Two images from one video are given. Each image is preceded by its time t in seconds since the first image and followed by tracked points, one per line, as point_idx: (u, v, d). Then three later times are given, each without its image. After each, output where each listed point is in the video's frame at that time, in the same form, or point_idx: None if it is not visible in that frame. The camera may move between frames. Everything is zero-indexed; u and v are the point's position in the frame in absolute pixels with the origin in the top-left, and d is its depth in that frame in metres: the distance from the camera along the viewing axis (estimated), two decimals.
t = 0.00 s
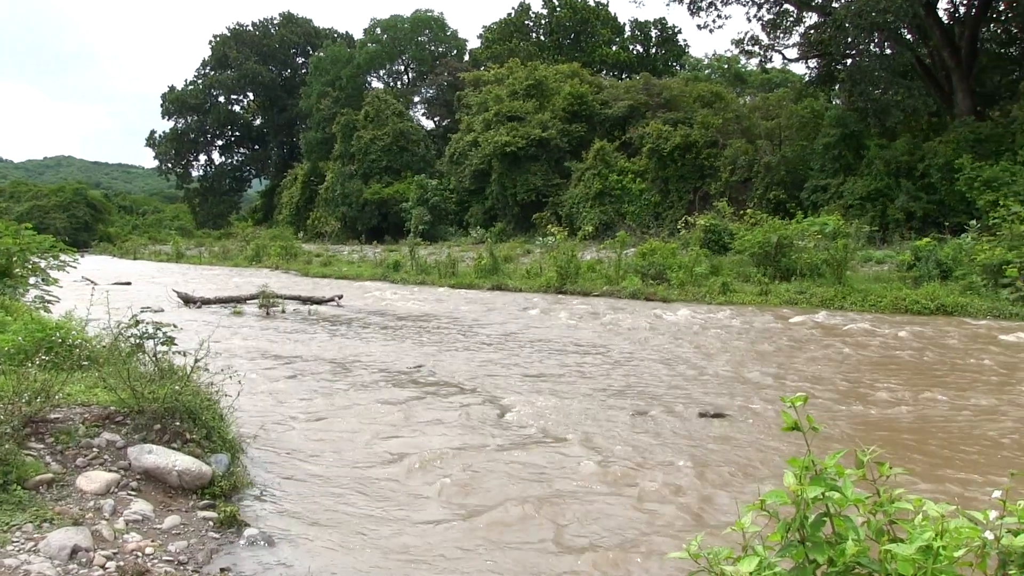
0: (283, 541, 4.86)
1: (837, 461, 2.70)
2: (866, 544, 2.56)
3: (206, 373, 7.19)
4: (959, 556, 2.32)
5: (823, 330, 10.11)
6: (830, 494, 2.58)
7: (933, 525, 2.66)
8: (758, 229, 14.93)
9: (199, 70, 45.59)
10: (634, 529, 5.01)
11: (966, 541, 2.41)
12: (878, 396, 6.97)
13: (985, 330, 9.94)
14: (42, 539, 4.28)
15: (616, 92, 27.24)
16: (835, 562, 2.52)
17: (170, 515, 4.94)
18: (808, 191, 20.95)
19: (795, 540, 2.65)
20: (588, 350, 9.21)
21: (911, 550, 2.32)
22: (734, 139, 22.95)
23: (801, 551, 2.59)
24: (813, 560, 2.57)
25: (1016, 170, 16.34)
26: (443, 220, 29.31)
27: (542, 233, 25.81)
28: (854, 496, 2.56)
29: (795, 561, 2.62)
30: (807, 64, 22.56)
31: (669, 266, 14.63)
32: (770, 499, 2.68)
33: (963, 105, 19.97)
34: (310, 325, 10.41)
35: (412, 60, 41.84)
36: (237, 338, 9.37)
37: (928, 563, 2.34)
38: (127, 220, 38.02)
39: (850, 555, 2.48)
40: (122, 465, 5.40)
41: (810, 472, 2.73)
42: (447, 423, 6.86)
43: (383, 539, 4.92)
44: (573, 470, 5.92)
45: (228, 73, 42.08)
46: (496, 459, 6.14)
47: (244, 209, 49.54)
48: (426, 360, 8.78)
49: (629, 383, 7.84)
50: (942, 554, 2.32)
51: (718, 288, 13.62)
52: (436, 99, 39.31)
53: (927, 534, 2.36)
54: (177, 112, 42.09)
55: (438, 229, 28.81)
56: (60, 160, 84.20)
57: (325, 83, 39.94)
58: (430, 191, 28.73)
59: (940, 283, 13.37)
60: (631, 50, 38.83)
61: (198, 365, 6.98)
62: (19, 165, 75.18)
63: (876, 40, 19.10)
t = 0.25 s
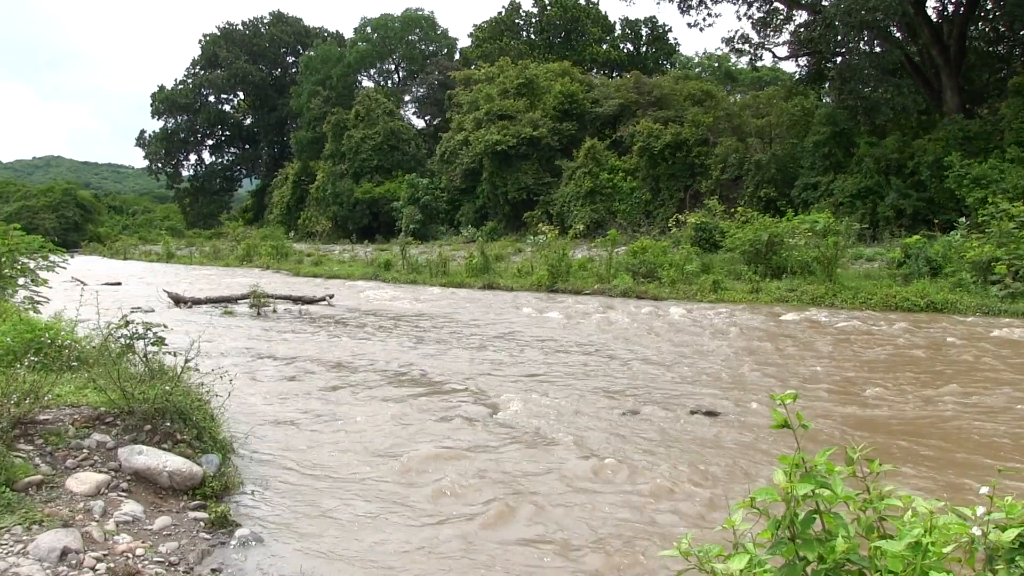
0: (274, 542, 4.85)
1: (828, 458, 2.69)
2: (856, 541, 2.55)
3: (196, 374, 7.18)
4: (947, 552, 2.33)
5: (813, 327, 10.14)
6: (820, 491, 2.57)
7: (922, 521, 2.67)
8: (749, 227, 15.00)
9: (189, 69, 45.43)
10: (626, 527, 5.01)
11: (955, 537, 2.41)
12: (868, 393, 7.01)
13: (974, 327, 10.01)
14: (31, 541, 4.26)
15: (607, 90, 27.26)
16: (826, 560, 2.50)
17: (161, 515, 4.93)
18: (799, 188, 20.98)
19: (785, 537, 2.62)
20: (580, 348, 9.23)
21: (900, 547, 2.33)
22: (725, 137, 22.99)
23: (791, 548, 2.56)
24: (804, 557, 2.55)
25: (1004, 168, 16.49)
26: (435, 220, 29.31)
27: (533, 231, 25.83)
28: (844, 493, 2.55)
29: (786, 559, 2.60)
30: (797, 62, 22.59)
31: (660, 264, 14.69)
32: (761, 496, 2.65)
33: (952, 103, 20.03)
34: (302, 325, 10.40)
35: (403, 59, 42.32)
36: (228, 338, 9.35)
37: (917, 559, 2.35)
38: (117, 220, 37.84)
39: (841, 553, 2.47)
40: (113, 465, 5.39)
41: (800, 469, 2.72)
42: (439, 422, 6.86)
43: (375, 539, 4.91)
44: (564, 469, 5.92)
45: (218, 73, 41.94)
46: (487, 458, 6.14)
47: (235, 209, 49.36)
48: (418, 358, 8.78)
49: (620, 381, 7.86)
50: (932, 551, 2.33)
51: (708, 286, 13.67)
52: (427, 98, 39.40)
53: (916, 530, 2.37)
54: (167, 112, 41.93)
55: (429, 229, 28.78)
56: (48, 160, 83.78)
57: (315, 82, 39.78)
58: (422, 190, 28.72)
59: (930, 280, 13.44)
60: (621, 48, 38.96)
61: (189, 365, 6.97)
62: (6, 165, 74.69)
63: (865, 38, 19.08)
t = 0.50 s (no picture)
0: (264, 542, 4.84)
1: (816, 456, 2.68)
2: (844, 538, 2.55)
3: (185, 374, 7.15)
4: (934, 549, 2.35)
5: (802, 325, 10.17)
6: (810, 489, 2.56)
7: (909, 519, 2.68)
8: (738, 226, 15.04)
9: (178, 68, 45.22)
10: (616, 526, 5.02)
11: (942, 534, 2.43)
12: (856, 390, 7.05)
13: (961, 324, 10.08)
14: (18, 544, 4.23)
15: (596, 89, 27.26)
16: (815, 557, 2.49)
17: (150, 517, 4.91)
18: (788, 187, 21.03)
19: (774, 535, 2.61)
20: (570, 347, 9.25)
21: (888, 544, 2.35)
22: (714, 136, 23.03)
23: (780, 546, 2.54)
24: (792, 554, 2.52)
25: (991, 166, 16.59)
26: (425, 219, 29.24)
27: (523, 231, 25.81)
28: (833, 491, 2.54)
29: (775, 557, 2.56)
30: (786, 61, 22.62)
31: (650, 263, 14.72)
32: (749, 494, 2.65)
33: (940, 101, 20.10)
34: (292, 325, 10.37)
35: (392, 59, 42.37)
36: (217, 338, 9.32)
37: (904, 556, 2.36)
38: (106, 221, 37.62)
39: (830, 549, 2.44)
40: (101, 467, 5.37)
41: (788, 467, 2.71)
42: (428, 422, 6.85)
43: (364, 539, 4.90)
44: (554, 468, 5.92)
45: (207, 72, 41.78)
46: (477, 458, 6.14)
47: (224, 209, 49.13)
48: (408, 358, 8.78)
49: (610, 379, 7.88)
50: (918, 549, 2.35)
51: (698, 284, 13.70)
52: (416, 97, 39.39)
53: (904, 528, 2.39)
54: (156, 111, 41.71)
55: (418, 228, 28.72)
56: (36, 160, 83.28)
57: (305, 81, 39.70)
58: (411, 190, 28.68)
59: (918, 278, 13.49)
60: (611, 47, 39.03)
61: (178, 366, 6.94)
62: None
63: (854, 37, 19.12)
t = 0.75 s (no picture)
0: (255, 543, 4.83)
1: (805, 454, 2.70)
2: (833, 536, 2.56)
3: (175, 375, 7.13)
4: (923, 546, 2.37)
5: (792, 324, 10.20)
6: (799, 487, 2.57)
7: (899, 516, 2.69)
8: (728, 225, 15.08)
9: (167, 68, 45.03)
10: (607, 525, 5.02)
11: (930, 530, 2.45)
12: (846, 388, 7.08)
13: (950, 322, 10.13)
14: (6, 547, 4.21)
15: (587, 88, 27.26)
16: (804, 555, 2.50)
17: (140, 518, 4.89)
18: (778, 186, 21.08)
19: (764, 534, 2.62)
20: (560, 346, 9.26)
21: (877, 541, 2.36)
22: (704, 135, 23.08)
23: (770, 545, 2.56)
24: (782, 553, 2.54)
25: (980, 165, 16.69)
26: (415, 219, 29.19)
27: (513, 231, 25.81)
28: (822, 489, 2.56)
29: (765, 555, 2.59)
30: (776, 61, 22.67)
31: (641, 262, 14.75)
32: (739, 493, 2.66)
33: (928, 101, 20.18)
34: (282, 325, 10.36)
35: (382, 58, 42.32)
36: (207, 339, 9.29)
37: (894, 553, 2.37)
38: (95, 221, 37.41)
39: (818, 548, 2.46)
40: (90, 469, 5.35)
41: (778, 466, 2.72)
42: (418, 422, 6.84)
43: (355, 540, 4.90)
44: (544, 467, 5.93)
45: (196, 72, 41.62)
46: (467, 457, 6.14)
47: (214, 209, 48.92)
48: (398, 358, 8.78)
49: (601, 379, 7.89)
50: (908, 545, 2.37)
51: (688, 284, 13.72)
52: (407, 97, 39.37)
53: (893, 525, 2.40)
54: (145, 111, 41.52)
55: (409, 228, 28.69)
56: (23, 161, 82.86)
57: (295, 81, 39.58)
58: (401, 190, 28.64)
59: (907, 276, 13.54)
60: (601, 47, 39.05)
61: (167, 367, 6.92)
62: None
63: (843, 37, 19.18)
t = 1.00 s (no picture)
0: (246, 544, 4.82)
1: (796, 455, 2.70)
2: (824, 535, 2.57)
3: (166, 375, 7.10)
4: (912, 545, 2.38)
5: (783, 324, 10.22)
6: (789, 487, 2.58)
7: (889, 515, 2.70)
8: (719, 225, 15.11)
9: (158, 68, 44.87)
10: (599, 526, 5.02)
11: (919, 529, 2.46)
12: (837, 388, 7.10)
13: (940, 322, 10.17)
14: None
15: (578, 88, 27.26)
16: (795, 555, 2.51)
17: (130, 519, 4.87)
18: (769, 186, 21.15)
19: (754, 533, 2.63)
20: (552, 346, 9.26)
21: (868, 541, 2.37)
22: (696, 135, 23.15)
23: (761, 544, 2.57)
24: (773, 552, 2.54)
25: (969, 165, 16.78)
26: (406, 219, 29.05)
27: (505, 231, 25.80)
28: (813, 489, 2.57)
29: (755, 554, 2.59)
30: (767, 61, 22.70)
31: (632, 262, 14.78)
32: (730, 492, 2.66)
33: (918, 101, 20.28)
34: (272, 325, 10.34)
35: (374, 58, 42.29)
36: (199, 339, 9.26)
37: (884, 552, 2.39)
38: (86, 222, 37.23)
39: (809, 548, 2.46)
40: (80, 470, 5.32)
41: (769, 465, 2.72)
42: (410, 422, 6.83)
43: (347, 541, 4.89)
44: (536, 467, 5.93)
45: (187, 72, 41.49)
46: (459, 458, 6.14)
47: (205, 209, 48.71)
48: (389, 358, 8.75)
49: (593, 379, 7.89)
50: (897, 544, 2.38)
51: (680, 284, 13.74)
52: (398, 97, 39.33)
53: (883, 524, 2.41)
54: (136, 111, 41.38)
55: (400, 228, 28.63)
56: (13, 160, 82.40)
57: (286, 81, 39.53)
58: (393, 190, 28.60)
59: (898, 276, 13.57)
60: (592, 46, 39.07)
61: (158, 368, 6.89)
62: None
63: (834, 37, 19.23)
